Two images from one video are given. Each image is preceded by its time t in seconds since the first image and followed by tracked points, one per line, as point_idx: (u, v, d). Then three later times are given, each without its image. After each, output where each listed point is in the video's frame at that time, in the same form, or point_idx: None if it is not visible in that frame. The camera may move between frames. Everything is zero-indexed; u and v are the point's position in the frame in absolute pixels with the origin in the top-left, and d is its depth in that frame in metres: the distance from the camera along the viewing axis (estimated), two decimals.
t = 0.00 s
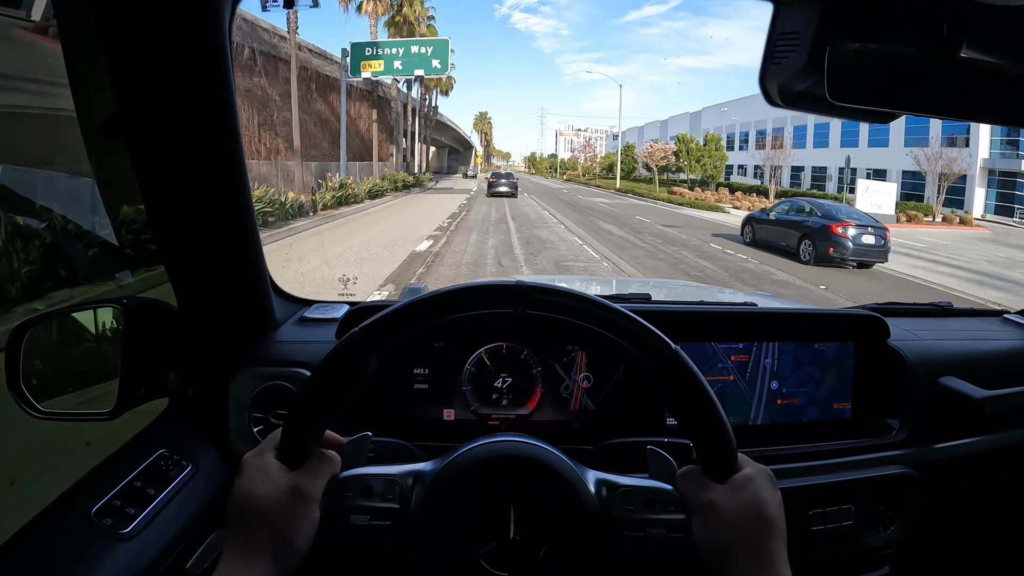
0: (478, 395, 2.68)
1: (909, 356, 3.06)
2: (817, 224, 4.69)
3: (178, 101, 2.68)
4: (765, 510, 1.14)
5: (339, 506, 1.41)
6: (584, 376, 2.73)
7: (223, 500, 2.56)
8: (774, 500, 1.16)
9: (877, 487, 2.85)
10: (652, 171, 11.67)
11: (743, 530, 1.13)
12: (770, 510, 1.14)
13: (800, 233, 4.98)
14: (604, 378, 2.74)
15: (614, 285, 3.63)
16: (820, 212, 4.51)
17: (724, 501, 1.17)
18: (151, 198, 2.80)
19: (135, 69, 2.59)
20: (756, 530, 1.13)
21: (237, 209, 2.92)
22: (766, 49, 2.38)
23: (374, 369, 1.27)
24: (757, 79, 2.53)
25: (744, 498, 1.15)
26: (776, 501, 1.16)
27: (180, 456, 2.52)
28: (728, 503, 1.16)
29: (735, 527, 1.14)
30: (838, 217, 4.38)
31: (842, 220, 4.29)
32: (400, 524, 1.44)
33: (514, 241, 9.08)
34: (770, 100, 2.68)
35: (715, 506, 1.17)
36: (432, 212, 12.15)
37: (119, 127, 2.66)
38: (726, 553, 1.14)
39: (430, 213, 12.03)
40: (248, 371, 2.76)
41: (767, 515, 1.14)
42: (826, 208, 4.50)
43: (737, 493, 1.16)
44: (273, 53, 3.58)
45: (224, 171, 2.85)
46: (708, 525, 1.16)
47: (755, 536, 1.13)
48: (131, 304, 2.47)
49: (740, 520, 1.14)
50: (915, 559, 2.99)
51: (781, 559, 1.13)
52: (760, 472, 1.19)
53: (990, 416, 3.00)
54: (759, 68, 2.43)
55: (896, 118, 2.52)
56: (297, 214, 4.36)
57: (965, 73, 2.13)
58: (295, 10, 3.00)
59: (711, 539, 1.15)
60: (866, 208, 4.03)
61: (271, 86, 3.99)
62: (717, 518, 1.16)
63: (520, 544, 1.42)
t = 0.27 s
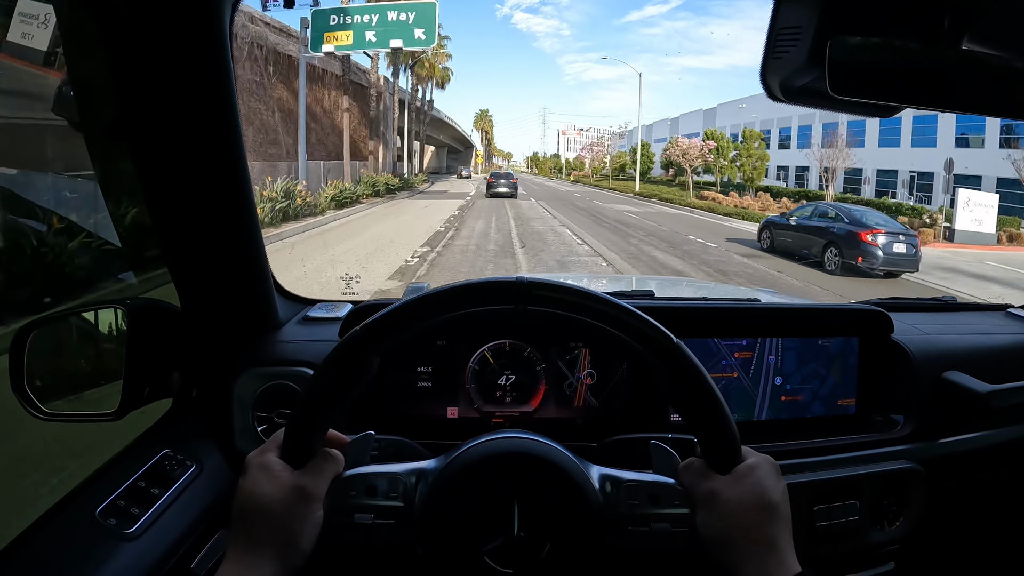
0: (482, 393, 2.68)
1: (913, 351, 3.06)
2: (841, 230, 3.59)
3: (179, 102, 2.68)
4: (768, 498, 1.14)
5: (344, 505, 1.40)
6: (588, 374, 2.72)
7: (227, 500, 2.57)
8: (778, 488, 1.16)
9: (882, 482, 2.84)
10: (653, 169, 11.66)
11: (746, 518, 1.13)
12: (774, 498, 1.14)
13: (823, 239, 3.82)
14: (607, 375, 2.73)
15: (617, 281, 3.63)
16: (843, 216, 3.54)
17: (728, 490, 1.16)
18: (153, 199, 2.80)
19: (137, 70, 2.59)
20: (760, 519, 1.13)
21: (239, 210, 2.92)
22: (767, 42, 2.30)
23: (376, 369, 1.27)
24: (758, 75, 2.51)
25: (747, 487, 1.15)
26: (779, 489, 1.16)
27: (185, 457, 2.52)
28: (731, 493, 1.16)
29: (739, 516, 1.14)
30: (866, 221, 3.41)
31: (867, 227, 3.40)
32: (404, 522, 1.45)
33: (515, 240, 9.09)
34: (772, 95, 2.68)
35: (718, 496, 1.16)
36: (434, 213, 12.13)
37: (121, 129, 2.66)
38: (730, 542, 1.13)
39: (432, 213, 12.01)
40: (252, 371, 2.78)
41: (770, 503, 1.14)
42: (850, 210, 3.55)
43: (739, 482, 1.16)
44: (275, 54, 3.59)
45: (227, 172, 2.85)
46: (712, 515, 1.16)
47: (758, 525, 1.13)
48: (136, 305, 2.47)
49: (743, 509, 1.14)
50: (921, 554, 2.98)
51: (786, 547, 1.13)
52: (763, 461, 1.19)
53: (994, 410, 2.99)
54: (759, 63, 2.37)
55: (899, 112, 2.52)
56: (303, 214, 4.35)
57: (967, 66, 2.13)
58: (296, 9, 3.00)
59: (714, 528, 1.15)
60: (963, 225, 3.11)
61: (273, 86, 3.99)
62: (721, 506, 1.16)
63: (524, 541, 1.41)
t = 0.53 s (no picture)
0: (483, 394, 2.68)
1: (914, 353, 3.05)
2: (869, 235, 3.59)
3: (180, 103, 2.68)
4: (768, 500, 1.14)
5: (344, 508, 1.39)
6: (588, 376, 2.72)
7: (228, 501, 2.56)
8: (778, 490, 1.16)
9: (882, 484, 2.84)
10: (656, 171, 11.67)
11: (747, 519, 1.13)
12: (774, 500, 1.14)
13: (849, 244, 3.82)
14: (608, 377, 2.73)
15: (619, 283, 3.63)
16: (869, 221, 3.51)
17: (727, 490, 1.16)
18: (155, 200, 2.81)
19: (138, 71, 2.60)
20: (760, 520, 1.13)
21: (240, 210, 2.92)
22: (767, 45, 2.35)
23: (376, 371, 1.27)
24: (759, 78, 2.53)
25: (747, 488, 1.15)
26: (780, 491, 1.15)
27: (185, 457, 2.52)
28: (731, 494, 1.15)
29: (738, 518, 1.14)
30: (893, 225, 3.37)
31: (896, 233, 3.33)
32: (404, 524, 1.46)
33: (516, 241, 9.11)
34: (773, 98, 2.69)
35: (717, 496, 1.16)
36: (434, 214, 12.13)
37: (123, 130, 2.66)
38: (731, 542, 1.13)
39: (432, 214, 12.01)
40: (251, 372, 2.78)
41: (770, 504, 1.14)
42: (876, 214, 3.51)
43: (739, 483, 1.16)
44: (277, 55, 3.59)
45: (228, 173, 2.85)
46: (712, 514, 1.16)
47: (758, 526, 1.13)
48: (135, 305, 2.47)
49: (744, 510, 1.14)
50: (922, 556, 2.98)
51: (785, 547, 1.13)
52: (764, 462, 1.19)
53: (995, 413, 2.99)
54: (761, 65, 2.42)
55: (899, 114, 2.52)
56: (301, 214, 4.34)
57: (968, 68, 2.13)
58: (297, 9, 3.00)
59: (714, 528, 1.15)
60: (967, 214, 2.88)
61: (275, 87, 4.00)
62: (720, 506, 1.16)
63: (524, 542, 1.42)
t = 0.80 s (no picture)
0: (484, 396, 2.68)
1: (916, 354, 3.05)
2: (894, 242, 3.35)
3: (182, 105, 2.68)
4: (770, 505, 1.14)
5: (346, 510, 1.38)
6: (590, 377, 2.72)
7: (229, 503, 2.57)
8: (780, 495, 1.15)
9: (884, 485, 2.83)
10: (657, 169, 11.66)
11: (750, 524, 1.13)
12: (776, 505, 1.14)
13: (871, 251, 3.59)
14: (610, 378, 2.73)
15: (620, 284, 3.63)
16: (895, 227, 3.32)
17: (730, 495, 1.16)
18: (156, 202, 2.81)
19: (140, 73, 2.60)
20: (763, 524, 1.13)
21: (241, 212, 2.92)
22: (768, 47, 2.36)
23: (377, 373, 1.27)
24: (761, 79, 2.54)
25: (750, 493, 1.15)
26: (782, 496, 1.15)
27: (187, 459, 2.52)
28: (734, 498, 1.15)
29: (740, 522, 1.13)
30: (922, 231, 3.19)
31: (924, 239, 3.19)
32: (405, 526, 1.46)
33: (517, 242, 9.11)
34: (774, 99, 2.69)
35: (721, 501, 1.16)
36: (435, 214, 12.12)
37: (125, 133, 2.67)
38: (735, 547, 1.13)
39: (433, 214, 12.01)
40: (252, 373, 2.78)
41: (773, 510, 1.13)
42: (902, 221, 3.33)
43: (742, 487, 1.16)
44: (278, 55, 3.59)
45: (229, 174, 2.85)
46: (716, 520, 1.16)
47: (761, 531, 1.12)
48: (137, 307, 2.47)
49: (747, 515, 1.13)
50: (924, 558, 2.97)
51: (787, 552, 1.12)
52: (766, 466, 1.19)
53: (997, 414, 2.99)
54: (762, 66, 2.43)
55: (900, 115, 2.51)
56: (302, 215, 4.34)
57: (970, 69, 2.12)
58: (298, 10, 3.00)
59: (718, 533, 1.15)
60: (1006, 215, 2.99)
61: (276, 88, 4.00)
62: (723, 511, 1.15)
63: (526, 546, 1.41)
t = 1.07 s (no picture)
0: (485, 394, 2.68)
1: (916, 353, 3.05)
2: (925, 250, 3.35)
3: (183, 102, 2.68)
4: (770, 502, 1.14)
5: (347, 509, 1.38)
6: (591, 375, 2.72)
7: (230, 500, 2.57)
8: (780, 491, 1.16)
9: (885, 484, 2.83)
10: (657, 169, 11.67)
11: (749, 520, 1.13)
12: (776, 501, 1.14)
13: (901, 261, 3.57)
14: (610, 377, 2.73)
15: (621, 282, 3.63)
16: (926, 234, 3.32)
17: (730, 492, 1.16)
18: (157, 200, 2.81)
19: (141, 71, 2.59)
20: (763, 520, 1.13)
21: (242, 210, 2.92)
22: (770, 46, 2.37)
23: (377, 371, 1.27)
24: (762, 77, 2.54)
25: (750, 488, 1.15)
26: (782, 492, 1.15)
27: (187, 456, 2.52)
28: (734, 494, 1.15)
29: (742, 517, 1.14)
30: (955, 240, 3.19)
31: (958, 248, 3.17)
32: (405, 525, 1.45)
33: (518, 241, 9.11)
34: (776, 97, 2.68)
35: (721, 498, 1.16)
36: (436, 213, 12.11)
37: (127, 131, 2.66)
38: (735, 544, 1.14)
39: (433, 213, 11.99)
40: (252, 372, 2.78)
41: (772, 506, 1.14)
42: (934, 228, 3.33)
43: (742, 483, 1.16)
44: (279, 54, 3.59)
45: (231, 172, 2.85)
46: (717, 517, 1.16)
47: (761, 528, 1.13)
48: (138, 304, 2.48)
49: (747, 511, 1.14)
50: (924, 557, 2.97)
51: (786, 548, 1.14)
52: (766, 462, 1.19)
53: (998, 413, 2.98)
54: (764, 64, 2.43)
55: (902, 113, 2.51)
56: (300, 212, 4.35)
57: (972, 67, 2.11)
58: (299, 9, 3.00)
59: (719, 530, 1.15)
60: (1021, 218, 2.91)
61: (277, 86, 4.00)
62: (723, 508, 1.16)
63: (527, 543, 1.41)
